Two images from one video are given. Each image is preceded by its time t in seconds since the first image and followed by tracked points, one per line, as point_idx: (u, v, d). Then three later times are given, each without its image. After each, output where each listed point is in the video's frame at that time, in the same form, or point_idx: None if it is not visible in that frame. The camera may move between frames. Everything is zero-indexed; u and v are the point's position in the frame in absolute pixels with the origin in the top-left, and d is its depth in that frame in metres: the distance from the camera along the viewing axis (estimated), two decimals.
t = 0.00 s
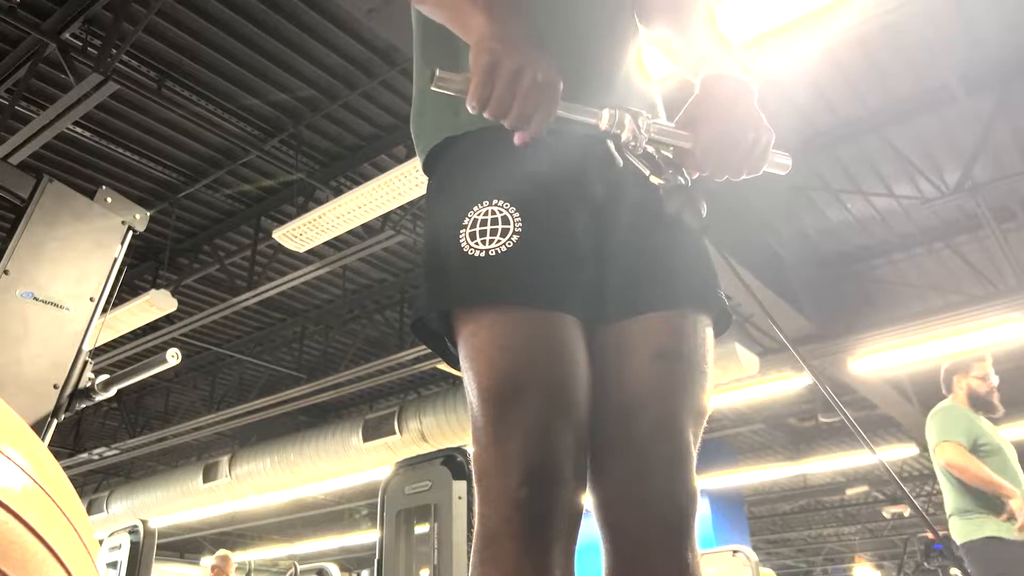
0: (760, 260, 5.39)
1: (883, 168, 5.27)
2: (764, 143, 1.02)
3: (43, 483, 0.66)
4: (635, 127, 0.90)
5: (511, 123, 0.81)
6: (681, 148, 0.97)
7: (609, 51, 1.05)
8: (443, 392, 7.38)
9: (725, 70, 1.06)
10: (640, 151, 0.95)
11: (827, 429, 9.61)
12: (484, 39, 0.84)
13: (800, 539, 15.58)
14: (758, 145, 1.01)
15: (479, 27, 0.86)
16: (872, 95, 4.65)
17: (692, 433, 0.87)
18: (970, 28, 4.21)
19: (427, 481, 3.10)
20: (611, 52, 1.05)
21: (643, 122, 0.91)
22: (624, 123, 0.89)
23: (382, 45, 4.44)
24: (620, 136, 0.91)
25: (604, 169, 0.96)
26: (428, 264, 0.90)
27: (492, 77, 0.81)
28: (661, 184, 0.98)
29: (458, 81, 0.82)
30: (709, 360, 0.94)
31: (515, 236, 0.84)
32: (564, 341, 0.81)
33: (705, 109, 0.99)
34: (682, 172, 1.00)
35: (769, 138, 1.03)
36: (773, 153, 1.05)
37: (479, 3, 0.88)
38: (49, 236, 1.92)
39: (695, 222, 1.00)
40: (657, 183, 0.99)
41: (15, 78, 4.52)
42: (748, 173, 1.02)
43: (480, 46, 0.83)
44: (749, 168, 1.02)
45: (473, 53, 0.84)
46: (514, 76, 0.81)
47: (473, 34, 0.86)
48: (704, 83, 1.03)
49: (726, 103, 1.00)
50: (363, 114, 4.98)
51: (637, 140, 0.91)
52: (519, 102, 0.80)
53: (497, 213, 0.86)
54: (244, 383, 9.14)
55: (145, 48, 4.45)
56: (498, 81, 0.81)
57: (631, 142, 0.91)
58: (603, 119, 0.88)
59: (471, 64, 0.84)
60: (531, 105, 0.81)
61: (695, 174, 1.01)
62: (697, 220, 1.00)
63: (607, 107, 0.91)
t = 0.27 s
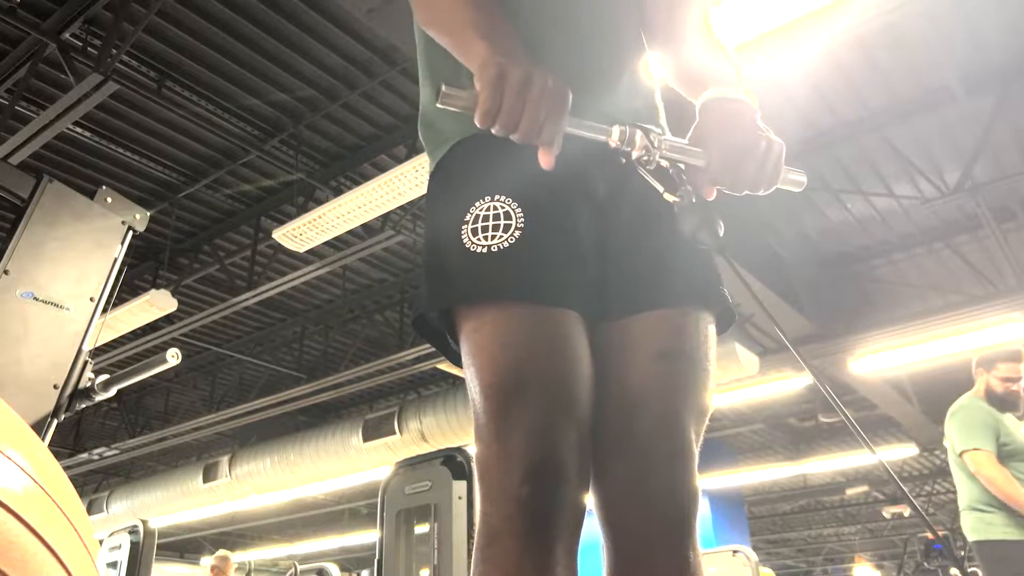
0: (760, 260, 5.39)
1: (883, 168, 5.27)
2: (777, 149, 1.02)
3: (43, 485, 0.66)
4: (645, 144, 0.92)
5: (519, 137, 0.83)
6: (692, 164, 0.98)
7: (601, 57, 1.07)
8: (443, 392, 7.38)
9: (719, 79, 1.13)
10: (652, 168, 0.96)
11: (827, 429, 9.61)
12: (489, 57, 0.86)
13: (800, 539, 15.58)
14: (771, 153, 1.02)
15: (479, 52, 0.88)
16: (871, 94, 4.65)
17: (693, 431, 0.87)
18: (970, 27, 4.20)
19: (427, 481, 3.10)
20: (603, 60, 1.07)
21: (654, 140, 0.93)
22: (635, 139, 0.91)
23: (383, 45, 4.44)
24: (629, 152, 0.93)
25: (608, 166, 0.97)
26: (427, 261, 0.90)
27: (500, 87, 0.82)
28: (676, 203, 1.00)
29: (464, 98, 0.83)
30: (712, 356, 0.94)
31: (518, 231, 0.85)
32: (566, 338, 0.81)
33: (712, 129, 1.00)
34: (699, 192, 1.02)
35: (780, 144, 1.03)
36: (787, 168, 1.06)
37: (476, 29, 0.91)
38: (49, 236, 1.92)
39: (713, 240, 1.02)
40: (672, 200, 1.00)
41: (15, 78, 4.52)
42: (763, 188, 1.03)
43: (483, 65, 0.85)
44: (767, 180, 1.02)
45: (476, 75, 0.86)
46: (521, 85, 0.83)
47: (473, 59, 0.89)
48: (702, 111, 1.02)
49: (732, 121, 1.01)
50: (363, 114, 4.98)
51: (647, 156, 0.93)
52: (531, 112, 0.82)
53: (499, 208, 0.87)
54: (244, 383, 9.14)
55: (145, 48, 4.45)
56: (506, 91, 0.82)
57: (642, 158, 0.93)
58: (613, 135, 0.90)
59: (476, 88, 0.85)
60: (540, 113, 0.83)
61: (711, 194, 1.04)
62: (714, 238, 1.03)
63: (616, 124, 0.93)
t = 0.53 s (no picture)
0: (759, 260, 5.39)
1: (883, 168, 5.27)
2: (785, 171, 1.05)
3: (44, 486, 0.66)
4: (655, 167, 0.90)
5: (525, 159, 0.83)
6: (703, 188, 0.99)
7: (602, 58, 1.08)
8: (443, 392, 7.38)
9: (710, 81, 1.21)
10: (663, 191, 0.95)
11: (827, 429, 9.61)
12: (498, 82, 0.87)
13: (800, 539, 15.58)
14: (780, 174, 1.04)
15: (484, 78, 0.92)
16: (871, 95, 4.65)
17: (697, 431, 0.88)
18: (970, 27, 4.20)
19: (427, 481, 3.10)
20: (603, 59, 1.08)
21: (663, 163, 0.92)
22: (644, 162, 0.89)
23: (383, 45, 4.44)
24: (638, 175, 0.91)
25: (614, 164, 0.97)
26: (431, 260, 0.90)
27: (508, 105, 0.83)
28: (691, 230, 0.98)
29: (469, 121, 0.82)
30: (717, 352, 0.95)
31: (523, 227, 0.85)
32: (573, 336, 0.82)
33: (722, 152, 1.01)
34: (710, 217, 1.01)
35: (788, 167, 1.05)
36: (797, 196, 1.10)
37: (483, 55, 0.94)
38: (49, 236, 1.92)
39: (730, 269, 1.00)
40: (685, 229, 0.99)
41: (15, 78, 4.52)
42: (774, 210, 1.04)
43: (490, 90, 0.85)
44: (778, 204, 1.04)
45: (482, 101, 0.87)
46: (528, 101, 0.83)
47: (478, 88, 0.93)
48: (704, 135, 1.04)
49: (741, 143, 1.02)
50: (363, 114, 4.98)
51: (658, 179, 0.91)
52: (539, 134, 0.82)
53: (504, 205, 0.88)
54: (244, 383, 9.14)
55: (145, 48, 4.45)
56: (516, 109, 0.82)
57: (652, 181, 0.92)
58: (622, 158, 0.88)
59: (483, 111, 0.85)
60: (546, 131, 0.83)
61: (723, 220, 1.02)
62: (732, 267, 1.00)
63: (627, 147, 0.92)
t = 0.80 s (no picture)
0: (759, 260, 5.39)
1: (883, 168, 5.27)
2: (797, 187, 1.06)
3: (44, 487, 0.66)
4: (667, 183, 0.92)
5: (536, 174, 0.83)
6: (714, 205, 1.00)
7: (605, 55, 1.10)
8: (443, 392, 7.38)
9: (709, 83, 1.20)
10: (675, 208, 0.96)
11: (827, 429, 9.61)
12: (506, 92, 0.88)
13: (800, 539, 15.57)
14: (792, 190, 1.06)
15: (494, 85, 0.91)
16: (872, 95, 4.65)
17: (713, 417, 0.90)
18: (970, 27, 4.20)
19: (427, 481, 3.10)
20: (602, 56, 1.09)
21: (675, 178, 0.93)
22: (655, 177, 0.91)
23: (383, 45, 4.44)
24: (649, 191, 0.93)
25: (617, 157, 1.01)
26: (438, 252, 0.94)
27: (519, 116, 0.84)
28: (703, 247, 0.99)
29: (481, 131, 0.84)
30: (731, 337, 0.99)
31: (525, 215, 0.89)
32: (579, 330, 0.84)
33: (733, 168, 1.03)
34: (722, 236, 1.01)
35: (799, 184, 1.07)
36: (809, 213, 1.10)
37: (490, 64, 0.94)
38: (49, 236, 1.92)
39: (742, 290, 1.04)
40: (698, 247, 0.99)
41: (15, 78, 4.53)
42: (786, 227, 1.06)
43: (498, 100, 0.87)
44: (789, 221, 1.06)
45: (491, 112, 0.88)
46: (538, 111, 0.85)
47: (487, 95, 0.91)
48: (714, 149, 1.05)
49: (751, 158, 1.03)
50: (363, 114, 4.98)
51: (669, 196, 0.93)
52: (551, 151, 0.83)
53: (505, 192, 0.91)
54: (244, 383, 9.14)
55: (145, 48, 4.45)
56: (526, 118, 0.84)
57: (663, 198, 0.93)
58: (633, 173, 0.90)
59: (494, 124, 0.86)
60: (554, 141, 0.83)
61: (733, 236, 1.02)
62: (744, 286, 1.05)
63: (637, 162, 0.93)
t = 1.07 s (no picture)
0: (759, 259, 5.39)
1: (883, 168, 5.27)
2: (802, 195, 1.07)
3: (45, 489, 0.66)
4: (669, 187, 0.92)
5: (539, 177, 0.84)
6: (718, 212, 1.00)
7: (614, 51, 1.10)
8: (443, 392, 7.38)
9: (709, 81, 1.23)
10: (678, 214, 0.96)
11: (827, 429, 9.61)
12: (509, 96, 0.89)
13: (800, 539, 15.58)
14: (797, 197, 1.07)
15: (499, 89, 0.90)
16: (872, 94, 4.65)
17: (722, 409, 0.91)
18: (970, 27, 4.20)
19: (427, 481, 3.11)
20: (605, 56, 1.08)
21: (677, 185, 0.93)
22: (658, 183, 0.91)
23: (383, 45, 4.44)
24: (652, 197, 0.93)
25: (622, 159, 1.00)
26: (443, 248, 0.96)
27: (519, 121, 0.85)
28: (707, 254, 0.97)
29: (481, 137, 0.84)
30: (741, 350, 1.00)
31: (529, 210, 0.90)
32: (583, 326, 0.84)
33: (734, 174, 1.02)
34: (725, 241, 1.00)
35: (804, 192, 1.08)
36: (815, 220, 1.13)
37: (494, 64, 0.93)
38: (49, 236, 1.92)
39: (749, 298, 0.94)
40: (702, 253, 0.98)
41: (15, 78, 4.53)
42: (790, 233, 1.07)
43: (501, 104, 0.87)
44: (793, 226, 1.07)
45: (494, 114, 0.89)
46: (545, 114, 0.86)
47: (490, 98, 0.91)
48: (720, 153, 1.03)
49: (754, 164, 1.02)
50: (363, 114, 4.98)
51: (672, 200, 0.93)
52: (553, 151, 0.83)
53: (509, 188, 0.92)
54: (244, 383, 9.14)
55: (145, 48, 4.45)
56: (527, 122, 0.85)
57: (666, 203, 0.94)
58: (635, 178, 0.91)
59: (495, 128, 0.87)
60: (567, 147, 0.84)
61: (737, 242, 1.01)
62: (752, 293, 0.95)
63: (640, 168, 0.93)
